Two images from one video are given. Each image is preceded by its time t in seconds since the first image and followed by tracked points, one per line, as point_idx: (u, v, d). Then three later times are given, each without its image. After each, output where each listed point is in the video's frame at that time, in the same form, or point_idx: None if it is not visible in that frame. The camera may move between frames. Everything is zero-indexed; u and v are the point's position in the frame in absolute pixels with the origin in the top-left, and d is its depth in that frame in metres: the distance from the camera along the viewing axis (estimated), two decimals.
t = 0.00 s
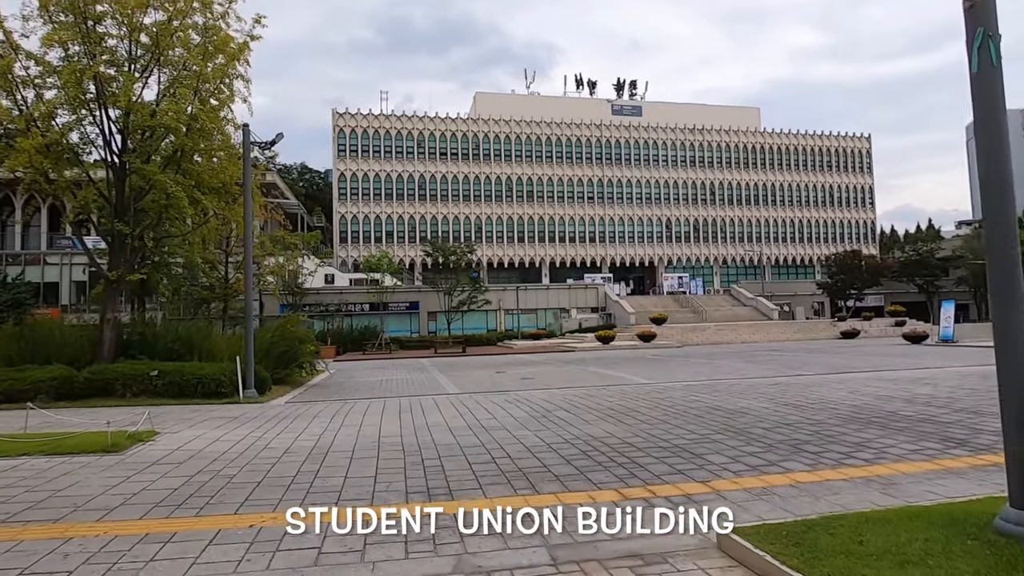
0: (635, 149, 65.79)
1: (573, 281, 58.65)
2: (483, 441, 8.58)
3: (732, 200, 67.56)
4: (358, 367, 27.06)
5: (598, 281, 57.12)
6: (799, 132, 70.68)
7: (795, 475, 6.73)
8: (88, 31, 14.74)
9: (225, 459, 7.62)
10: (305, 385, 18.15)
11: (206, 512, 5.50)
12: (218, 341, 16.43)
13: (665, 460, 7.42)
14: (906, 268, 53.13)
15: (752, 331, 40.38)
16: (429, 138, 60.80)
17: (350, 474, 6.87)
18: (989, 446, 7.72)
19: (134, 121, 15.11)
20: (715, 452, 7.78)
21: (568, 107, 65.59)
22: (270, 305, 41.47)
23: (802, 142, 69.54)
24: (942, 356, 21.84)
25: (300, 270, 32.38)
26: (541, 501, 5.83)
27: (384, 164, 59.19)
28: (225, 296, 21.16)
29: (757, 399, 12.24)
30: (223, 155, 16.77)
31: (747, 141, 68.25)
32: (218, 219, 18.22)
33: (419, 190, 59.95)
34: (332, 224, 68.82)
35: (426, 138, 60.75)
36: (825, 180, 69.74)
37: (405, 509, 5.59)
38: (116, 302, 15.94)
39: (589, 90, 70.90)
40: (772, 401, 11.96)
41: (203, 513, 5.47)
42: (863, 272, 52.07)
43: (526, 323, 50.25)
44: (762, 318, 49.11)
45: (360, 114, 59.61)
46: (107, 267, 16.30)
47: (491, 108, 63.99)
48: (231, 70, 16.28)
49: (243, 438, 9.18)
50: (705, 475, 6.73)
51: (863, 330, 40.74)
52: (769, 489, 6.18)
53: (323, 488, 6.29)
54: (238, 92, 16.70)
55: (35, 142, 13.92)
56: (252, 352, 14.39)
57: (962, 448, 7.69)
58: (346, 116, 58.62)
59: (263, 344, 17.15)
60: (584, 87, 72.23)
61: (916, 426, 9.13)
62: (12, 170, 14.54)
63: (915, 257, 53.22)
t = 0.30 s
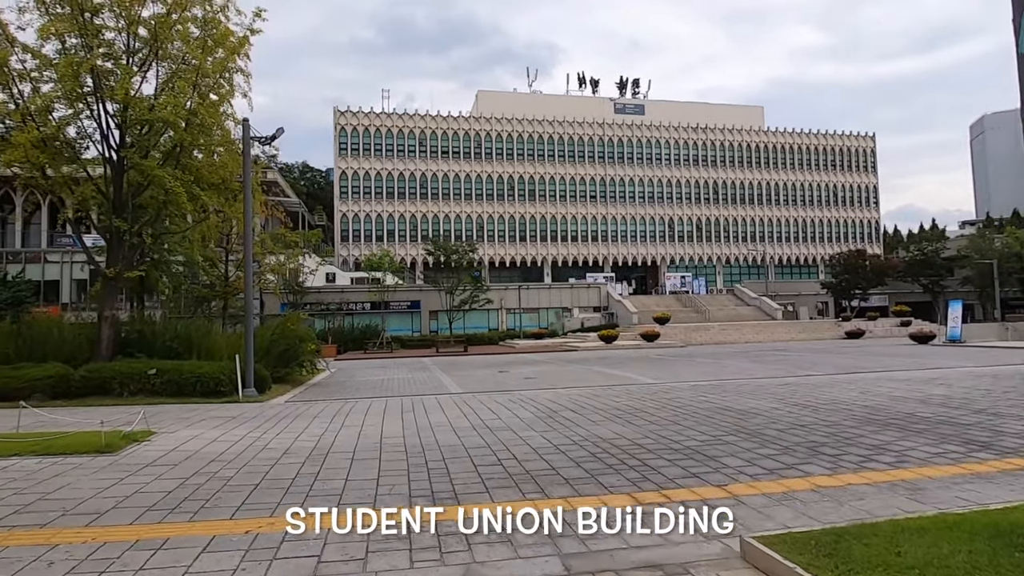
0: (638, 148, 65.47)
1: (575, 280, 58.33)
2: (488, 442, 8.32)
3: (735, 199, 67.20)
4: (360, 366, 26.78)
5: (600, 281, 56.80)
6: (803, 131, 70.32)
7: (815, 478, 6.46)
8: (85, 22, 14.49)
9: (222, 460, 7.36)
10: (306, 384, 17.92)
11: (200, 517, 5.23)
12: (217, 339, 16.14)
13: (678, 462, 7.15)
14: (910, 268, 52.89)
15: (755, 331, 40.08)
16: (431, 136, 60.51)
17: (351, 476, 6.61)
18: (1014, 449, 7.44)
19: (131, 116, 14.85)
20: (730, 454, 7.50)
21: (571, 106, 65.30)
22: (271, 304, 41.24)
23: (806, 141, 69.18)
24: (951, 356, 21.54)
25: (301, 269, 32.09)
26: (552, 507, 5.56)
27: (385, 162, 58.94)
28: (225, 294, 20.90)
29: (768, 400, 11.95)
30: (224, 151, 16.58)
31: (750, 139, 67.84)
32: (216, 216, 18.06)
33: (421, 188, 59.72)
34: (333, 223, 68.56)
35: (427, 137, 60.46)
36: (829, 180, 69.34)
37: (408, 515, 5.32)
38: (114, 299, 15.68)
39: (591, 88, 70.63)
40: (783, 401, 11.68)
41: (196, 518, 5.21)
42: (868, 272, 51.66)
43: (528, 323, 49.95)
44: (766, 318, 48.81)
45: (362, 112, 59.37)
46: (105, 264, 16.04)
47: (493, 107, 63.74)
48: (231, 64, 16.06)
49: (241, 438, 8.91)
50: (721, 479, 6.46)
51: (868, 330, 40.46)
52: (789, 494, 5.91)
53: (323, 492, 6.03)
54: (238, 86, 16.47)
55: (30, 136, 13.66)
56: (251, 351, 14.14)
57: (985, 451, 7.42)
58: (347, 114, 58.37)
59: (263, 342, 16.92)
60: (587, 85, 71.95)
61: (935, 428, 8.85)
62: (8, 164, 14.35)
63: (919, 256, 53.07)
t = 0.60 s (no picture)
0: (639, 148, 65.20)
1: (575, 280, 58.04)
2: (492, 445, 8.04)
3: (736, 199, 66.97)
4: (358, 364, 26.51)
5: (600, 280, 56.52)
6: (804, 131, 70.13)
7: (835, 485, 6.18)
8: (78, 12, 14.14)
9: (216, 463, 7.07)
10: (304, 383, 17.64)
11: (191, 525, 4.95)
12: (214, 337, 15.84)
13: (690, 467, 6.88)
14: (911, 269, 52.84)
15: (756, 331, 39.86)
16: (431, 134, 60.13)
17: (350, 481, 6.33)
18: None
19: (126, 109, 14.53)
20: (744, 458, 7.22)
21: (571, 104, 65.03)
22: (269, 302, 40.92)
23: (807, 141, 68.99)
24: (957, 357, 21.32)
25: (299, 267, 31.75)
26: (562, 514, 5.28)
27: (384, 160, 58.61)
28: (222, 292, 20.59)
29: (776, 401, 11.68)
30: (221, 145, 16.32)
31: (751, 139, 67.62)
32: (213, 212, 17.85)
33: (420, 186, 59.41)
34: (331, 221, 68.20)
35: (427, 135, 60.08)
36: (830, 180, 69.16)
37: (411, 524, 5.03)
38: (108, 296, 15.39)
39: (592, 87, 70.35)
40: (793, 403, 11.41)
41: (186, 526, 4.91)
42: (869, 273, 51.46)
43: (527, 322, 49.68)
44: (766, 318, 48.61)
45: (361, 110, 59.03)
46: (98, 260, 15.74)
47: (493, 105, 63.43)
48: (228, 57, 15.73)
49: (237, 439, 8.62)
50: (737, 486, 6.19)
51: (869, 331, 40.29)
52: (810, 502, 5.62)
53: (322, 498, 5.74)
54: (235, 78, 16.18)
55: (22, 128, 13.35)
56: (247, 349, 13.81)
57: (1009, 457, 7.15)
58: (346, 112, 58.04)
59: (260, 341, 16.65)
60: (587, 84, 71.65)
61: (952, 432, 8.59)
62: None
63: (920, 257, 53.06)
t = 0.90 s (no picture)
0: (638, 147, 65.03)
1: (573, 279, 57.77)
2: (493, 447, 7.75)
3: (735, 199, 66.84)
4: (354, 363, 26.20)
5: (598, 280, 56.27)
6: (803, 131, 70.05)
7: (851, 490, 5.91)
8: None
9: (203, 465, 6.76)
10: (299, 383, 17.34)
11: (173, 534, 4.66)
12: (206, 335, 15.53)
13: (700, 471, 6.60)
14: (909, 269, 52.83)
15: (755, 331, 39.67)
16: (429, 132, 59.79)
17: (344, 485, 6.03)
18: None
19: (117, 100, 14.19)
20: (755, 462, 6.94)
21: (571, 103, 64.80)
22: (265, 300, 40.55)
23: (806, 142, 68.91)
24: (960, 358, 21.12)
25: (295, 264, 31.41)
26: (568, 521, 5.01)
27: (382, 158, 58.28)
28: (216, 289, 20.24)
29: (782, 402, 11.44)
30: (215, 140, 16.02)
31: (750, 139, 67.51)
32: (207, 207, 17.52)
33: (418, 184, 59.08)
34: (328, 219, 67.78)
35: (425, 132, 59.75)
36: (828, 180, 69.08)
37: (408, 533, 4.73)
38: (97, 292, 15.06)
39: (591, 86, 70.15)
40: (799, 404, 11.14)
41: (168, 535, 4.62)
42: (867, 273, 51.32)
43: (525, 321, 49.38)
44: (765, 319, 48.45)
45: (359, 107, 58.68)
46: (88, 255, 15.42)
47: (492, 103, 63.12)
48: (223, 49, 15.38)
49: (227, 440, 8.32)
50: (749, 491, 5.92)
51: (868, 331, 40.17)
52: (827, 509, 5.36)
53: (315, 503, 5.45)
54: (230, 70, 15.87)
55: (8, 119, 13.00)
56: (241, 347, 13.50)
57: None
58: (344, 109, 57.71)
59: (254, 339, 16.38)
60: (586, 83, 71.42)
61: (966, 435, 8.34)
62: None
63: (918, 257, 53.10)
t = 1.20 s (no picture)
0: (640, 146, 64.71)
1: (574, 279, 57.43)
2: (495, 452, 7.46)
3: (737, 200, 66.49)
4: (354, 363, 25.93)
5: (599, 280, 55.93)
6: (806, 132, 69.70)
7: (876, 502, 5.59)
8: None
9: (192, 471, 6.48)
10: (297, 383, 17.07)
11: (153, 548, 4.37)
12: (202, 334, 15.26)
13: (713, 480, 6.29)
14: (913, 271, 52.55)
15: (758, 333, 39.36)
16: (430, 130, 59.51)
17: (340, 493, 5.73)
18: None
19: (112, 92, 13.92)
20: (770, 470, 6.64)
21: (573, 102, 64.49)
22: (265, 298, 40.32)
23: (809, 142, 68.58)
24: (969, 361, 20.76)
25: (295, 263, 31.14)
26: (576, 536, 4.70)
27: (384, 156, 58.00)
28: (215, 288, 19.99)
29: (792, 406, 11.12)
30: (215, 135, 15.70)
31: (753, 139, 67.19)
32: (204, 203, 17.26)
33: (419, 183, 58.78)
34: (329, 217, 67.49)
35: (426, 131, 59.47)
36: (832, 181, 68.73)
37: (404, 548, 4.43)
38: (92, 289, 14.78)
39: (594, 85, 69.81)
40: (811, 408, 10.83)
41: (148, 550, 4.34)
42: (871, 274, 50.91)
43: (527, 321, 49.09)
44: (768, 320, 48.10)
45: (360, 105, 58.40)
46: (82, 251, 15.15)
47: (494, 101, 62.79)
48: (223, 42, 15.12)
49: (218, 443, 8.01)
50: (767, 502, 5.62)
51: (872, 333, 39.86)
52: (852, 523, 5.04)
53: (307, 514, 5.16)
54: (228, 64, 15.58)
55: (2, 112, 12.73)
56: (238, 346, 13.21)
57: None
58: (346, 107, 57.43)
59: (251, 339, 16.10)
60: (589, 82, 71.09)
61: (987, 441, 8.02)
62: None
63: (921, 258, 52.83)
